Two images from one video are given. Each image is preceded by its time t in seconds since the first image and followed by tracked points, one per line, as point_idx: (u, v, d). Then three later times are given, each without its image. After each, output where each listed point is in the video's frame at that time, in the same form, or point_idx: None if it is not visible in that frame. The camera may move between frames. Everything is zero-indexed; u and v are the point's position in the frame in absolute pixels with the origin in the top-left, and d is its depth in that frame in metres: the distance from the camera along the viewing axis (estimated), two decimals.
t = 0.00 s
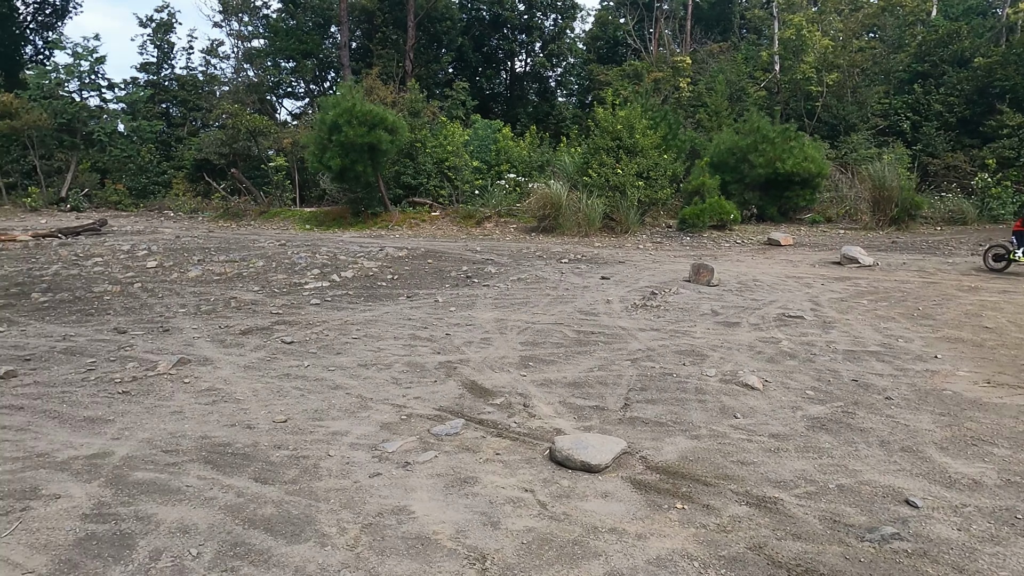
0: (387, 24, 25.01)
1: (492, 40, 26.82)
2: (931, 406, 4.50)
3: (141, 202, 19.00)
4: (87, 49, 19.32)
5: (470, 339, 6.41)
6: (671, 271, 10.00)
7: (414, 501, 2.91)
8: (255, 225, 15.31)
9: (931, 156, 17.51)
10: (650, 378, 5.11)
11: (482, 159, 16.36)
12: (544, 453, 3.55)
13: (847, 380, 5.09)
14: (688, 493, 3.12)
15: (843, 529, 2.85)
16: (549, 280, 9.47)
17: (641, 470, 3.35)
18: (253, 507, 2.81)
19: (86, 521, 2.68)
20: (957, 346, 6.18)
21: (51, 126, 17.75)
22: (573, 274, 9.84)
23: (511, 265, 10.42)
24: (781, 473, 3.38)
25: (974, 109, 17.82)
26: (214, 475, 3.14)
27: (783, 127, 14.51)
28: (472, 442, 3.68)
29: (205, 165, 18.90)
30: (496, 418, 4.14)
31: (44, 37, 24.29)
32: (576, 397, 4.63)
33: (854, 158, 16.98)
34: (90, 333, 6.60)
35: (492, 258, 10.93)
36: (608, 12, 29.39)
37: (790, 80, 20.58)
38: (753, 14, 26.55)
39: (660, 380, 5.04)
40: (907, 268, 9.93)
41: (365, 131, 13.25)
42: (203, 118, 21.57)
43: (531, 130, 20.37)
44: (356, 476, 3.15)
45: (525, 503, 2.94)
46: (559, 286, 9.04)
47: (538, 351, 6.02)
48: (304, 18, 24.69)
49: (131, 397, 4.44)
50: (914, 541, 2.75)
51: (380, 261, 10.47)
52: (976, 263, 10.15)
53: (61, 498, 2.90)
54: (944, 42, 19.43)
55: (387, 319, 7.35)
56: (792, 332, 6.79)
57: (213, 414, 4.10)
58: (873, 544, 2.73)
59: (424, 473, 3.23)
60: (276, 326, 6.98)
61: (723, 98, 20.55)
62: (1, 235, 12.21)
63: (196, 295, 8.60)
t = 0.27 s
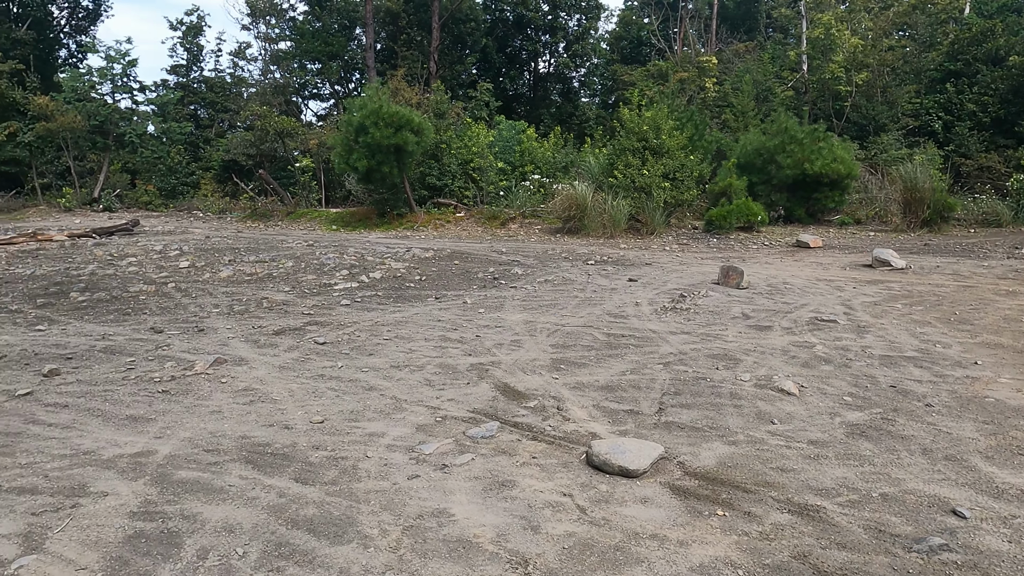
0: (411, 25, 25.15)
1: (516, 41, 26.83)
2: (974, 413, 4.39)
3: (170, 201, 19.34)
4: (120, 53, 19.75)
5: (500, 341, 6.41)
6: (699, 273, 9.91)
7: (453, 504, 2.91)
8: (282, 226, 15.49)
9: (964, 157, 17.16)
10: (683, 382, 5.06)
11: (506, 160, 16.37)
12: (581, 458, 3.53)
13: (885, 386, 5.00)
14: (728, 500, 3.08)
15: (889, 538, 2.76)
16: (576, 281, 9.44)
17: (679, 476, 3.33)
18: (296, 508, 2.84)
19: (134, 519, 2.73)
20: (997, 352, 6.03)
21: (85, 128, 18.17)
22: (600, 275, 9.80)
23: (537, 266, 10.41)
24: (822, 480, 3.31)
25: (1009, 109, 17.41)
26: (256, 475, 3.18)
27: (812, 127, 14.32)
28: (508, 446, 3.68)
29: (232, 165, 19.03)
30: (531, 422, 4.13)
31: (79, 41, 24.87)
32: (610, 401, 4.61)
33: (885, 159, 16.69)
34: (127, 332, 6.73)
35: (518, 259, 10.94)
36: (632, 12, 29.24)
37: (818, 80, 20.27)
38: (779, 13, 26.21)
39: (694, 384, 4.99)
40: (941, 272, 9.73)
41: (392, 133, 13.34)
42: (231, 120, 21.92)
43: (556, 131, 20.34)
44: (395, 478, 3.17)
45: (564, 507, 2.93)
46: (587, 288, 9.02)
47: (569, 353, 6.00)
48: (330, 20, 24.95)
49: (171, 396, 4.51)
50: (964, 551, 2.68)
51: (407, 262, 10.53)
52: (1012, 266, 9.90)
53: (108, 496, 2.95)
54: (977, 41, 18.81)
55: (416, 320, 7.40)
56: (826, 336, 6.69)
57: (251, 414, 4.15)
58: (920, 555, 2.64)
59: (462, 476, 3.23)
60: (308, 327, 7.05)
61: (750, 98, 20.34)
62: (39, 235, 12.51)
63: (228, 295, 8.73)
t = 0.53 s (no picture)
0: (421, 25, 25.18)
1: (525, 41, 26.79)
2: (991, 415, 4.35)
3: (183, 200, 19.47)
4: (132, 54, 19.93)
5: (513, 341, 6.42)
6: (711, 273, 9.88)
7: (470, 504, 2.92)
8: (294, 225, 15.57)
9: (978, 156, 17.02)
10: (697, 382, 5.06)
11: (516, 160, 16.37)
12: (596, 458, 3.54)
13: (901, 388, 4.96)
14: (745, 501, 3.08)
15: (908, 540, 2.74)
16: (588, 281, 9.44)
17: (695, 477, 3.32)
18: (314, 507, 2.86)
19: (154, 517, 2.76)
20: (1013, 353, 5.98)
21: (99, 129, 18.35)
22: (611, 275, 9.79)
23: (548, 266, 10.41)
24: (839, 482, 3.30)
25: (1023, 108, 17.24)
26: (274, 474, 3.20)
27: (823, 126, 14.24)
28: (523, 446, 3.69)
29: (243, 165, 19.61)
30: (546, 422, 4.13)
31: (92, 42, 25.09)
32: (624, 402, 4.61)
33: (898, 158, 16.56)
34: (143, 331, 6.78)
35: (529, 259, 10.94)
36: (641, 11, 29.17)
37: (830, 78, 20.13)
38: (791, 11, 26.05)
39: (708, 385, 4.98)
40: (956, 272, 9.65)
41: (402, 133, 13.38)
42: (242, 119, 22.05)
43: (566, 130, 20.32)
44: (411, 478, 3.19)
45: (580, 508, 2.94)
46: (599, 288, 9.01)
47: (582, 354, 6.01)
48: (340, 20, 25.01)
49: (187, 395, 4.55)
50: (984, 553, 2.65)
51: (418, 262, 10.56)
52: None
53: (129, 494, 2.98)
54: (991, 38, 18.69)
55: (428, 320, 7.42)
56: (840, 337, 6.65)
57: (267, 413, 4.18)
58: (939, 557, 2.61)
59: (478, 476, 3.25)
60: (321, 327, 7.09)
61: (761, 97, 20.24)
62: (54, 236, 12.64)
63: (242, 295, 8.78)
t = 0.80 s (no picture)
0: (418, 22, 25.12)
1: (523, 38, 26.73)
2: (988, 411, 4.37)
3: (180, 198, 19.44)
4: (129, 51, 19.88)
5: (511, 338, 6.42)
6: (709, 270, 9.88)
7: (470, 500, 2.93)
8: (291, 223, 15.56)
9: (975, 153, 17.06)
10: (695, 379, 5.06)
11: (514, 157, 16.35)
12: (595, 454, 3.55)
13: (899, 384, 4.98)
14: (744, 496, 3.09)
15: (905, 535, 2.75)
16: (586, 278, 9.44)
17: (694, 473, 3.33)
18: (314, 503, 2.87)
19: (154, 515, 2.77)
20: (1010, 349, 5.99)
21: (95, 126, 18.31)
22: (609, 272, 9.80)
23: (546, 264, 10.41)
24: (836, 477, 3.31)
25: (1020, 104, 17.26)
26: (273, 471, 3.21)
27: (821, 123, 14.25)
28: (522, 442, 3.70)
29: (241, 163, 19.61)
30: (545, 419, 4.14)
31: (88, 39, 25.00)
32: (623, 398, 4.62)
33: (895, 155, 16.58)
34: (142, 329, 6.78)
35: (527, 257, 10.94)
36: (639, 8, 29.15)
37: (827, 75, 20.13)
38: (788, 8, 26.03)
39: (706, 381, 4.99)
40: (953, 268, 9.67)
41: (400, 130, 13.37)
42: (239, 117, 22.01)
43: (564, 127, 20.30)
44: (411, 475, 3.19)
45: (580, 504, 2.94)
46: (597, 285, 9.02)
47: (581, 350, 6.02)
48: (337, 17, 24.94)
49: (186, 393, 4.56)
50: (982, 548, 2.65)
51: (416, 259, 10.56)
52: None
53: (129, 492, 2.99)
54: (988, 34, 18.93)
55: (427, 317, 7.42)
56: (838, 333, 6.67)
57: (266, 411, 4.18)
58: (937, 552, 2.62)
59: (477, 472, 3.25)
60: (320, 324, 7.09)
61: (758, 94, 20.23)
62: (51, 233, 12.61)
63: (240, 293, 8.78)
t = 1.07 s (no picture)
0: (402, 16, 24.97)
1: (507, 32, 26.63)
2: (965, 401, 4.43)
3: (161, 194, 19.22)
4: (108, 45, 19.61)
5: (496, 333, 6.42)
6: (693, 264, 9.93)
7: (453, 496, 2.93)
8: (275, 219, 15.44)
9: (954, 147, 17.27)
10: (679, 372, 5.09)
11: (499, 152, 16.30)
12: (578, 448, 3.56)
13: (879, 376, 5.03)
14: (725, 488, 3.11)
15: (884, 525, 2.78)
16: (571, 273, 9.45)
17: (677, 465, 3.36)
18: (296, 500, 2.85)
19: (134, 514, 2.74)
20: (988, 341, 6.08)
21: (74, 122, 18.04)
22: (594, 267, 9.82)
23: (532, 259, 10.41)
24: (817, 469, 3.34)
25: (998, 99, 17.47)
26: (255, 469, 3.19)
27: (804, 118, 14.35)
28: (506, 437, 3.70)
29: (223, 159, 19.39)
30: (529, 414, 4.14)
31: (65, 33, 24.61)
32: (606, 392, 4.64)
33: (876, 149, 16.73)
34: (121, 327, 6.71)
35: (512, 252, 10.93)
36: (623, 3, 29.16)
37: (810, 71, 20.21)
38: (771, 3, 26.15)
39: (689, 374, 5.02)
40: (933, 261, 9.78)
41: (384, 125, 13.30)
42: (221, 112, 21.78)
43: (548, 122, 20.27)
44: (394, 471, 3.18)
45: (562, 497, 2.95)
46: (582, 280, 9.03)
47: (565, 345, 6.03)
48: (320, 11, 24.72)
49: (166, 391, 4.51)
50: (958, 536, 2.68)
51: (401, 255, 10.52)
52: (1003, 255, 9.95)
53: (108, 491, 2.96)
54: (968, 30, 19.03)
55: (412, 313, 7.40)
56: (819, 326, 6.73)
57: (248, 408, 4.15)
58: (915, 541, 2.65)
59: (461, 468, 3.25)
60: (303, 321, 7.05)
61: (742, 89, 20.31)
62: (29, 230, 12.43)
63: (222, 290, 8.70)
